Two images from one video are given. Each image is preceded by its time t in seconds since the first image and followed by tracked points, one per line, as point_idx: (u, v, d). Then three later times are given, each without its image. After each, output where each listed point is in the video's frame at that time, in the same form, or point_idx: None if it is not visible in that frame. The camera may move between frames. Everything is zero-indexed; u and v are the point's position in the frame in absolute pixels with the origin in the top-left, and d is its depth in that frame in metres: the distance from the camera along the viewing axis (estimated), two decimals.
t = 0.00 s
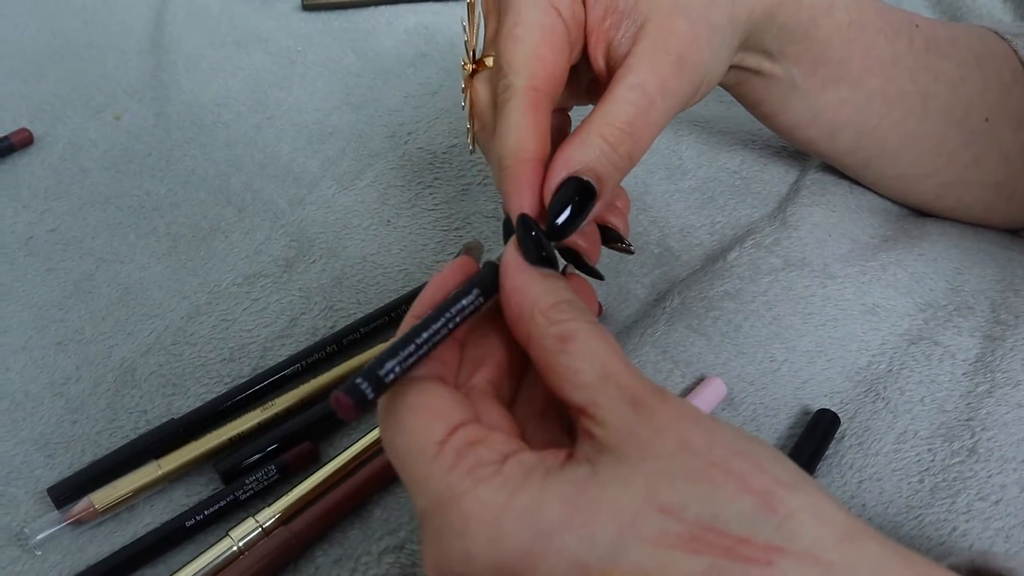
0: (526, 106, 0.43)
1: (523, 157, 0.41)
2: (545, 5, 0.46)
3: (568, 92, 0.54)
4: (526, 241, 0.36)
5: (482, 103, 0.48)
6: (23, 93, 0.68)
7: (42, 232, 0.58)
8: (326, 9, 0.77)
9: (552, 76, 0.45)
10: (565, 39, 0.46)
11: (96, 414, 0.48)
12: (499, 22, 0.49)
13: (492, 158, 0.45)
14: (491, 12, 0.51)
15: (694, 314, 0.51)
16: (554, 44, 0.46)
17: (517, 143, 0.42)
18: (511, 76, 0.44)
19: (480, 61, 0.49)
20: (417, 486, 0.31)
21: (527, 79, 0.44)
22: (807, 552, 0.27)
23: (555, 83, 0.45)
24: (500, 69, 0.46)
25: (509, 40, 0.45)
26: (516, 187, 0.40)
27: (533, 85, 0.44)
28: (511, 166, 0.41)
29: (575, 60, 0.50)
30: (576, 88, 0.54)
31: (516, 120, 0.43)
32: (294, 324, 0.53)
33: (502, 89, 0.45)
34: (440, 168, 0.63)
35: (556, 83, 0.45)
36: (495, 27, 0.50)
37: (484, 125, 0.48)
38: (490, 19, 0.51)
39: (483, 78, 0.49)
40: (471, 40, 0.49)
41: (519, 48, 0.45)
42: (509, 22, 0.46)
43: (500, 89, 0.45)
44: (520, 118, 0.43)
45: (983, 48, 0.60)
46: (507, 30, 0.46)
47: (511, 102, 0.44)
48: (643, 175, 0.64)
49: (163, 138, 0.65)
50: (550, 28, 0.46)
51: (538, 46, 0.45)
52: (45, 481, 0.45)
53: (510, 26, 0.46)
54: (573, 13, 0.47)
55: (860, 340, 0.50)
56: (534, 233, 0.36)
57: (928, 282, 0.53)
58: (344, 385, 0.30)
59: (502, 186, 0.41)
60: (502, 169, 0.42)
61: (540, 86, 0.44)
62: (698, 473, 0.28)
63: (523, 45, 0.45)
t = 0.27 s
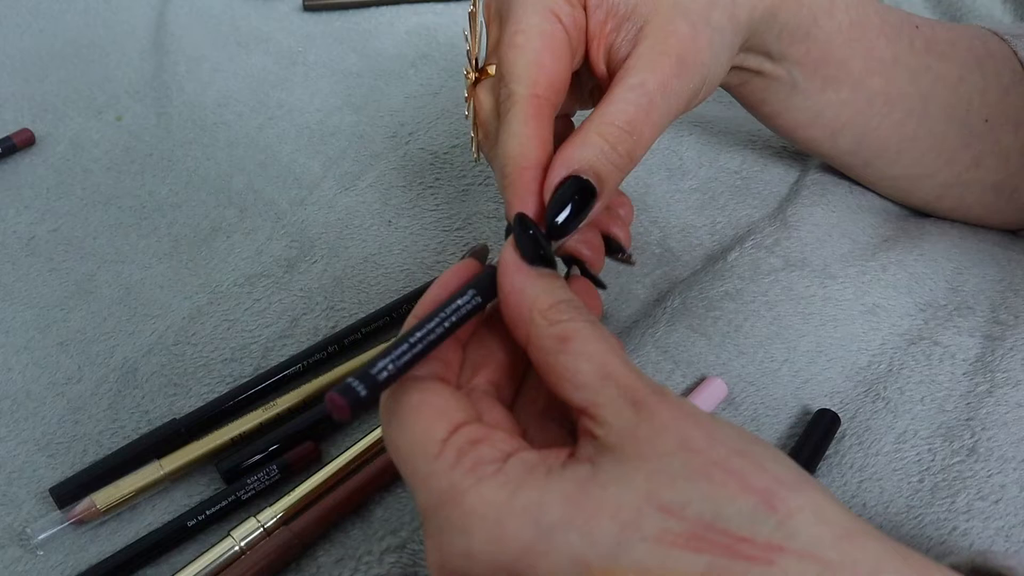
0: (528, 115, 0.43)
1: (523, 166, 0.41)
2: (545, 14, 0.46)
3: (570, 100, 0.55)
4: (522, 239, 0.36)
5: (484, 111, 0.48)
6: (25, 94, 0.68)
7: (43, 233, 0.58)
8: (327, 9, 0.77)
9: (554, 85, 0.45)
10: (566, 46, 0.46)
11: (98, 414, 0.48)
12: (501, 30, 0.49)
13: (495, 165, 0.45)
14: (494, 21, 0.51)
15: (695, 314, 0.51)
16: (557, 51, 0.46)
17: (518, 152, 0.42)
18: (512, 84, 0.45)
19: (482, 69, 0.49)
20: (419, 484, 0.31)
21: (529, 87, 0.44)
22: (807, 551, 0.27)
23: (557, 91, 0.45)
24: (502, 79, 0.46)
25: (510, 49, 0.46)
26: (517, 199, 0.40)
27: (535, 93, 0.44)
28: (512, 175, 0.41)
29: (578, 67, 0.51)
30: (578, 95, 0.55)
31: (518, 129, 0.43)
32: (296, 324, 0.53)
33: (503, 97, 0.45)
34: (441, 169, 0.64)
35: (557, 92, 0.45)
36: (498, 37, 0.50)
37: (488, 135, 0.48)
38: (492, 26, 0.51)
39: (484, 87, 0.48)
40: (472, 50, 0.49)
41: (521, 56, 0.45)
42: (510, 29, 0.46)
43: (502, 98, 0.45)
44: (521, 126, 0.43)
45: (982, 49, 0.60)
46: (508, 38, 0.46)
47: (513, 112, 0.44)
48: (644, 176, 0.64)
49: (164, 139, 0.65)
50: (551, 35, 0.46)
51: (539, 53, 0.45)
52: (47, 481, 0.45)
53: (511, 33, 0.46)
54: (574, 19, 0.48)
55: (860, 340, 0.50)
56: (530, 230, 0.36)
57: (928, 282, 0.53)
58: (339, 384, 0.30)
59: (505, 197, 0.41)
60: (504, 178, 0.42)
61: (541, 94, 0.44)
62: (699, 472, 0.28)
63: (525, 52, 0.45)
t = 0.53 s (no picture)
0: (526, 118, 0.43)
1: (523, 171, 0.42)
2: (545, 16, 0.46)
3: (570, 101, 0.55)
4: (523, 240, 0.36)
5: (483, 111, 0.48)
6: (28, 95, 0.68)
7: (46, 233, 0.58)
8: (328, 11, 0.78)
9: (553, 86, 0.45)
10: (566, 49, 0.47)
11: (101, 414, 0.48)
12: (501, 31, 0.49)
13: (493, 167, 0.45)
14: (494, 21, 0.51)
15: (695, 315, 0.52)
16: (556, 53, 0.46)
17: (518, 156, 0.42)
18: (511, 87, 0.45)
19: (483, 69, 0.49)
20: (422, 483, 0.31)
21: (528, 90, 0.44)
22: (807, 549, 0.27)
23: (556, 92, 0.45)
24: (501, 80, 0.46)
25: (510, 50, 0.46)
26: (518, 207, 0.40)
27: (534, 95, 0.44)
28: (512, 179, 0.42)
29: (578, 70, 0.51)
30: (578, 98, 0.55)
31: (517, 131, 0.43)
32: (298, 324, 0.53)
33: (503, 100, 0.45)
34: (442, 170, 0.64)
35: (555, 92, 0.45)
36: (497, 34, 0.50)
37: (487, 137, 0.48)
38: (492, 24, 0.51)
39: (485, 86, 0.48)
40: (472, 48, 0.49)
41: (520, 58, 0.45)
42: (510, 32, 0.46)
43: (501, 100, 0.45)
44: (520, 129, 0.43)
45: (983, 54, 0.60)
46: (507, 40, 0.46)
47: (512, 113, 0.44)
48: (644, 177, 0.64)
49: (166, 140, 0.65)
50: (551, 38, 0.46)
51: (539, 56, 0.45)
52: (51, 481, 0.46)
53: (511, 36, 0.46)
54: (574, 24, 0.48)
55: (860, 340, 0.50)
56: (531, 231, 0.36)
57: (928, 283, 0.53)
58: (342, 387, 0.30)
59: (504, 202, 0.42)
60: (503, 181, 0.42)
61: (540, 96, 0.44)
62: (699, 472, 0.28)
63: (524, 54, 0.45)
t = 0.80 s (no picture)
0: (531, 119, 0.43)
1: (527, 173, 0.42)
2: (549, 17, 0.47)
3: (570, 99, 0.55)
4: (526, 240, 0.36)
5: (484, 112, 0.48)
6: (29, 96, 0.69)
7: (48, 234, 0.59)
8: (329, 11, 0.78)
9: (557, 88, 0.45)
10: (570, 50, 0.47)
11: (103, 414, 0.49)
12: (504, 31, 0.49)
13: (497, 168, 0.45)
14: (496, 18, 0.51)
15: (696, 315, 0.52)
16: (560, 54, 0.46)
17: (522, 159, 0.42)
18: (516, 89, 0.45)
19: (484, 68, 0.49)
20: (425, 482, 0.32)
21: (533, 92, 0.44)
22: (807, 548, 0.28)
23: (559, 94, 0.45)
24: (505, 81, 0.46)
25: (515, 52, 0.46)
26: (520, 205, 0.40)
27: (539, 98, 0.44)
28: (516, 181, 0.42)
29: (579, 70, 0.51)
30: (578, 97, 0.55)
31: (523, 133, 0.43)
32: (300, 325, 0.53)
33: (507, 101, 0.45)
34: (444, 170, 0.64)
35: (559, 93, 0.45)
36: (499, 32, 0.50)
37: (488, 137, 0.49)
38: (495, 23, 0.51)
39: (487, 85, 0.48)
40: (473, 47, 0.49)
41: (525, 60, 0.45)
42: (514, 34, 0.47)
43: (505, 101, 0.45)
44: (524, 130, 0.43)
45: (985, 57, 0.60)
46: (512, 41, 0.46)
47: (517, 115, 0.44)
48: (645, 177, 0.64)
49: (168, 140, 0.65)
50: (556, 40, 0.46)
51: (544, 57, 0.45)
52: (53, 481, 0.46)
53: (516, 37, 0.46)
54: (577, 24, 0.48)
55: (860, 341, 0.51)
56: (535, 231, 0.36)
57: (928, 283, 0.53)
58: (351, 391, 0.30)
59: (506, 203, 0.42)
60: (507, 182, 0.42)
61: (545, 98, 0.44)
62: (700, 470, 0.29)
63: (530, 57, 0.45)
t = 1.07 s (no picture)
0: (532, 115, 0.43)
1: (527, 168, 0.42)
2: (552, 12, 0.47)
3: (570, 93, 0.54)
4: (529, 242, 0.36)
5: (484, 104, 0.48)
6: (30, 96, 0.69)
7: (48, 234, 0.59)
8: (330, 12, 0.78)
9: (557, 82, 0.45)
10: (572, 46, 0.47)
11: (104, 414, 0.49)
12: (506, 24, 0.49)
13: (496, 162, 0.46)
14: (498, 11, 0.51)
15: (696, 315, 0.52)
16: (562, 50, 0.46)
17: (522, 154, 0.42)
18: (516, 83, 0.45)
19: (485, 60, 0.50)
20: (426, 480, 0.32)
21: (533, 86, 0.44)
22: (807, 549, 0.28)
23: (559, 89, 0.45)
24: (506, 74, 0.46)
25: (516, 47, 0.46)
26: (520, 200, 0.40)
27: (539, 92, 0.44)
28: (515, 176, 0.42)
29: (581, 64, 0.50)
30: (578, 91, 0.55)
31: (522, 128, 0.43)
32: (300, 325, 0.53)
33: (507, 95, 0.45)
34: (444, 171, 0.64)
35: (559, 89, 0.45)
36: (501, 25, 0.50)
37: (487, 130, 0.49)
38: (496, 17, 0.51)
39: (487, 78, 0.49)
40: (474, 37, 0.49)
41: (526, 54, 0.45)
42: (516, 27, 0.47)
43: (505, 96, 0.45)
44: (525, 126, 0.43)
45: (988, 59, 0.60)
46: (513, 35, 0.46)
47: (516, 109, 0.44)
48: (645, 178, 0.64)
49: (168, 141, 0.65)
50: (558, 35, 0.46)
51: (545, 53, 0.45)
52: (53, 480, 0.46)
53: (518, 30, 0.46)
54: (580, 20, 0.48)
55: (860, 341, 0.51)
56: (537, 234, 0.36)
57: (928, 284, 0.53)
58: (356, 394, 0.30)
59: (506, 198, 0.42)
60: (506, 177, 0.42)
61: (546, 93, 0.44)
62: (700, 471, 0.29)
63: (531, 51, 0.45)
